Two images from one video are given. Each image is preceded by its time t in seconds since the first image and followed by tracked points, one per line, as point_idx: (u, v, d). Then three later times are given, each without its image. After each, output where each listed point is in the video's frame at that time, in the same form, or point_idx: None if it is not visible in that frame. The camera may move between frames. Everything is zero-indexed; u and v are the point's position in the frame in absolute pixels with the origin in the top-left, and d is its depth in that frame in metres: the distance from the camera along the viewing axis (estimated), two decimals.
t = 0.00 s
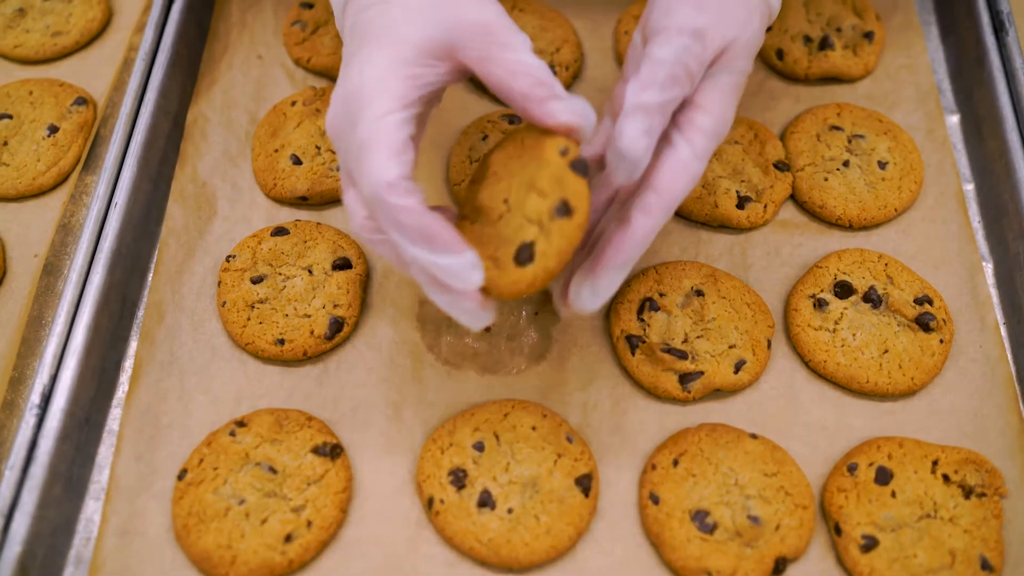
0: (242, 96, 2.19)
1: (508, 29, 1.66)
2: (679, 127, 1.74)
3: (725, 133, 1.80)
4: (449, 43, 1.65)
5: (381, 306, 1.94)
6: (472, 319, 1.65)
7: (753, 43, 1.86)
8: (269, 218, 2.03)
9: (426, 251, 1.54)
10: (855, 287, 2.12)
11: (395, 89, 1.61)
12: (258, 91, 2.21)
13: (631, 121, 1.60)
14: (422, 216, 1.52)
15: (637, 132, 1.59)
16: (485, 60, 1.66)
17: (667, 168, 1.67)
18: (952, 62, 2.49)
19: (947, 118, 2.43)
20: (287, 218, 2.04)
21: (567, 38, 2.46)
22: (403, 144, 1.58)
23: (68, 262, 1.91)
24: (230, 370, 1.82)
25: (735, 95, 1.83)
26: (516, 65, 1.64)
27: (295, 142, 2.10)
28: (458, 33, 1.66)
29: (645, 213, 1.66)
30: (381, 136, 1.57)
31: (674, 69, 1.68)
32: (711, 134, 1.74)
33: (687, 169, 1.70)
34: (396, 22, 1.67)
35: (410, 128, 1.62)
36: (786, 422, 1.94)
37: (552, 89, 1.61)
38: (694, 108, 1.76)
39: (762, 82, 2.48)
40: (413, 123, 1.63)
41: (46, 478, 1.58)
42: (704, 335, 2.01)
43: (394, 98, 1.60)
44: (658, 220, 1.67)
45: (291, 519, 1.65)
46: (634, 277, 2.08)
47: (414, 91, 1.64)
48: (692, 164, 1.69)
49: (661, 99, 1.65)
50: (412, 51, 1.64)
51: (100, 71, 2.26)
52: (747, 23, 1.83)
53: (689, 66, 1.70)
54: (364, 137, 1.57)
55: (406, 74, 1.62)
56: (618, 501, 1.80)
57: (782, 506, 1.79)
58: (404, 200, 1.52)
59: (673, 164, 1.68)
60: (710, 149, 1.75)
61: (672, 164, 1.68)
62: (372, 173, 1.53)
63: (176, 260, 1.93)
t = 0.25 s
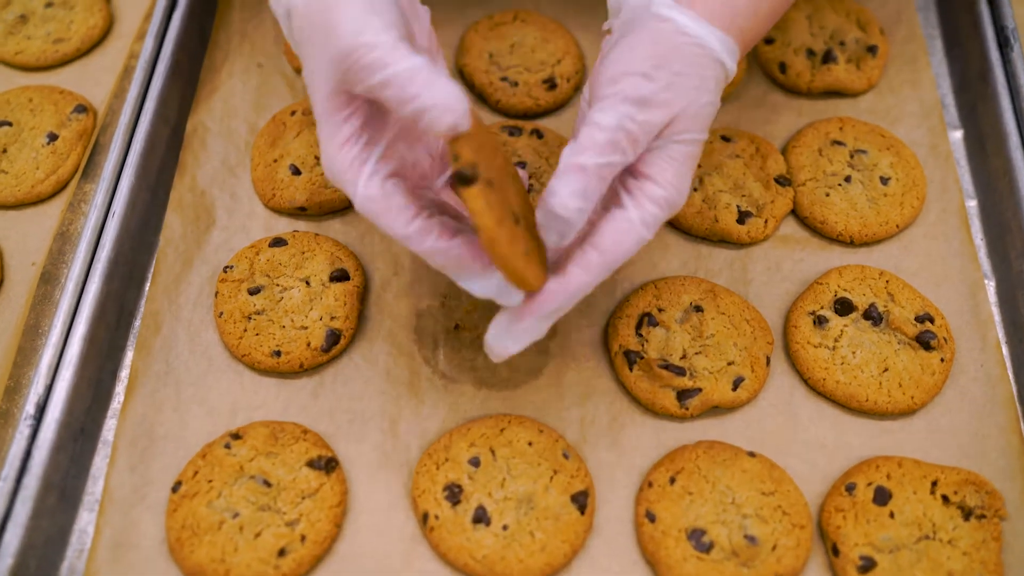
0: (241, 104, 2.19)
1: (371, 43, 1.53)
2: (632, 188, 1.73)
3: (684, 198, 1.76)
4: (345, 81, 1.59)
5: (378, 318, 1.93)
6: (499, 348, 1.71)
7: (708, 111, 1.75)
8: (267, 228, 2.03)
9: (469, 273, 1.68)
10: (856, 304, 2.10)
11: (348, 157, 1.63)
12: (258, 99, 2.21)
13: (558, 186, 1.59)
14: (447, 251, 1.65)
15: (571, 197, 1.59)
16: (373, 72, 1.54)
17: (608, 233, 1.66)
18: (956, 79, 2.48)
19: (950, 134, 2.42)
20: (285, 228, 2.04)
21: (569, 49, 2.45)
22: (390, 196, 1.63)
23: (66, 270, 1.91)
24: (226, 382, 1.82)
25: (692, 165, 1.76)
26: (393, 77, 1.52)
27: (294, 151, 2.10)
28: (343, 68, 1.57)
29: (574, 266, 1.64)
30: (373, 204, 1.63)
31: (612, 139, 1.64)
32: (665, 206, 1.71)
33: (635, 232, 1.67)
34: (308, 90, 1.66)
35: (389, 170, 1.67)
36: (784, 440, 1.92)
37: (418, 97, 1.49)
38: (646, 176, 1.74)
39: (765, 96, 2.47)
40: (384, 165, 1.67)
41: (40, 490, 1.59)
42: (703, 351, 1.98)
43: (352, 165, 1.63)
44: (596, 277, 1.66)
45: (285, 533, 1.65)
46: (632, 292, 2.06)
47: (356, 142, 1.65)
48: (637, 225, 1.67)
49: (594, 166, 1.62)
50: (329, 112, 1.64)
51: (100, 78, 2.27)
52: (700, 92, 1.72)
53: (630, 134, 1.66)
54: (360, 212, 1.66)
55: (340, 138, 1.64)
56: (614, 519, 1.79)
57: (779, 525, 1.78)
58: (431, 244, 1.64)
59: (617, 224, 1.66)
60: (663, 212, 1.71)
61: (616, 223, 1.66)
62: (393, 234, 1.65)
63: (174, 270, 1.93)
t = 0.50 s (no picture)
0: (243, 112, 2.19)
1: (341, 87, 1.53)
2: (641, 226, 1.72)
3: (699, 239, 1.75)
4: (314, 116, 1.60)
5: (377, 329, 1.94)
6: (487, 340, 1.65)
7: (712, 148, 1.73)
8: (267, 237, 2.04)
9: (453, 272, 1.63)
10: (857, 321, 2.09)
11: (322, 176, 1.62)
12: (260, 107, 2.22)
13: (556, 220, 1.55)
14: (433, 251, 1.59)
15: (560, 234, 1.54)
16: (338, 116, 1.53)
17: (616, 267, 1.64)
18: (961, 93, 2.47)
19: (954, 149, 2.41)
20: (285, 237, 2.05)
21: (571, 60, 2.46)
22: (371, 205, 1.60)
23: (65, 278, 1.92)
24: (224, 392, 1.83)
25: (703, 205, 1.75)
26: (354, 124, 1.51)
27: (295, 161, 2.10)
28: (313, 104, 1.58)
29: (574, 292, 1.62)
30: (357, 214, 1.60)
31: (611, 180, 1.63)
32: (677, 244, 1.71)
33: (646, 268, 1.66)
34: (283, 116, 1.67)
35: (366, 177, 1.64)
36: (782, 456, 1.92)
37: (373, 149, 1.48)
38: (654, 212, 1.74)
39: (767, 110, 2.47)
40: (359, 173, 1.64)
41: (35, 499, 1.59)
42: (703, 366, 1.98)
43: (326, 182, 1.62)
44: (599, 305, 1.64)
45: (280, 545, 1.65)
46: (633, 305, 2.05)
47: (330, 162, 1.64)
48: (647, 261, 1.66)
49: (594, 207, 1.61)
50: (304, 140, 1.65)
51: (103, 85, 2.28)
52: (701, 132, 1.71)
53: (631, 174, 1.65)
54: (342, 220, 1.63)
55: (313, 160, 1.63)
56: (609, 534, 1.78)
57: (775, 543, 1.78)
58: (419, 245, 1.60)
59: (626, 259, 1.65)
60: (674, 249, 1.71)
61: (626, 255, 1.66)
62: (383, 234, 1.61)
63: (173, 279, 1.94)
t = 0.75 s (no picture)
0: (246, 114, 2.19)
1: (333, 112, 1.54)
2: (657, 217, 1.73)
3: (711, 234, 1.77)
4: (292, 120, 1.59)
5: (377, 333, 1.94)
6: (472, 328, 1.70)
7: (729, 145, 1.73)
8: (267, 240, 2.04)
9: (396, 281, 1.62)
10: (860, 330, 2.07)
11: (278, 169, 1.61)
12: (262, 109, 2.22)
13: (566, 208, 1.58)
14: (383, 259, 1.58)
15: (565, 220, 1.57)
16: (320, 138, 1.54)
17: (628, 254, 1.67)
18: (968, 102, 2.46)
19: (960, 158, 2.39)
20: (286, 240, 2.05)
21: (575, 66, 2.46)
22: (323, 207, 1.58)
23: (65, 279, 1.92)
24: (223, 394, 1.83)
25: (717, 202, 1.76)
26: (335, 151, 1.52)
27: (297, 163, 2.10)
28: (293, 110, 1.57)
29: (584, 273, 1.65)
30: (308, 210, 1.59)
31: (628, 172, 1.64)
32: (690, 238, 1.73)
33: (657, 257, 1.69)
34: (253, 104, 1.65)
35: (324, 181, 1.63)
36: (783, 466, 1.90)
37: (345, 183, 1.50)
38: (667, 204, 1.75)
39: (772, 117, 2.46)
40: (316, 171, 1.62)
41: (32, 501, 1.59)
42: (704, 375, 1.97)
43: (282, 175, 1.61)
44: (605, 286, 1.67)
45: (277, 550, 1.65)
46: (634, 312, 2.05)
47: (292, 160, 1.63)
48: (660, 250, 1.68)
49: (608, 197, 1.62)
50: (273, 133, 1.64)
51: (105, 86, 2.29)
52: (721, 128, 1.70)
53: (647, 167, 1.65)
54: (291, 216, 1.61)
55: (275, 154, 1.62)
56: (608, 542, 1.77)
57: (775, 554, 1.76)
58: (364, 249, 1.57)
59: (638, 247, 1.67)
60: (686, 242, 1.72)
61: (639, 241, 1.68)
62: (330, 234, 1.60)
63: (173, 281, 1.94)
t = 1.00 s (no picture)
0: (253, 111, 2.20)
1: (337, 125, 1.55)
2: (662, 223, 1.73)
3: (711, 244, 1.79)
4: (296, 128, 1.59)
5: (382, 331, 1.94)
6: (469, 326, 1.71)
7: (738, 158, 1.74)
8: (273, 237, 2.04)
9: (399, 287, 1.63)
10: (865, 333, 2.07)
11: (281, 178, 1.61)
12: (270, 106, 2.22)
13: (580, 210, 1.57)
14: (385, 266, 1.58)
15: (579, 223, 1.56)
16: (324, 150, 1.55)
17: (631, 259, 1.68)
18: (977, 105, 2.44)
19: (968, 161, 2.38)
20: (292, 237, 2.05)
21: (583, 65, 2.45)
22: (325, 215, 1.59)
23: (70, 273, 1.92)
24: (227, 391, 1.83)
25: (721, 213, 1.77)
26: (339, 166, 1.53)
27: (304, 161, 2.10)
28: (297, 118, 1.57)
29: (587, 275, 1.66)
30: (311, 221, 1.60)
31: (642, 179, 1.63)
32: (692, 247, 1.74)
33: (658, 264, 1.71)
34: (256, 107, 1.64)
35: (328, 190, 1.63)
36: (787, 469, 1.89)
37: (349, 200, 1.51)
38: (673, 211, 1.75)
39: (779, 118, 2.45)
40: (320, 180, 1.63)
41: (36, 495, 1.59)
42: (708, 376, 1.96)
43: (285, 184, 1.61)
44: (605, 287, 1.68)
45: (279, 546, 1.65)
46: (639, 313, 2.04)
47: (296, 169, 1.63)
48: (662, 258, 1.69)
49: (621, 202, 1.62)
50: (275, 139, 1.64)
51: (113, 81, 2.29)
52: (735, 142, 1.71)
53: (661, 175, 1.65)
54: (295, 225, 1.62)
55: (279, 163, 1.63)
56: (611, 543, 1.77)
57: (778, 556, 1.75)
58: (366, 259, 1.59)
59: (642, 253, 1.68)
60: (687, 251, 1.74)
61: (644, 247, 1.69)
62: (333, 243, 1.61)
63: (179, 277, 1.94)
